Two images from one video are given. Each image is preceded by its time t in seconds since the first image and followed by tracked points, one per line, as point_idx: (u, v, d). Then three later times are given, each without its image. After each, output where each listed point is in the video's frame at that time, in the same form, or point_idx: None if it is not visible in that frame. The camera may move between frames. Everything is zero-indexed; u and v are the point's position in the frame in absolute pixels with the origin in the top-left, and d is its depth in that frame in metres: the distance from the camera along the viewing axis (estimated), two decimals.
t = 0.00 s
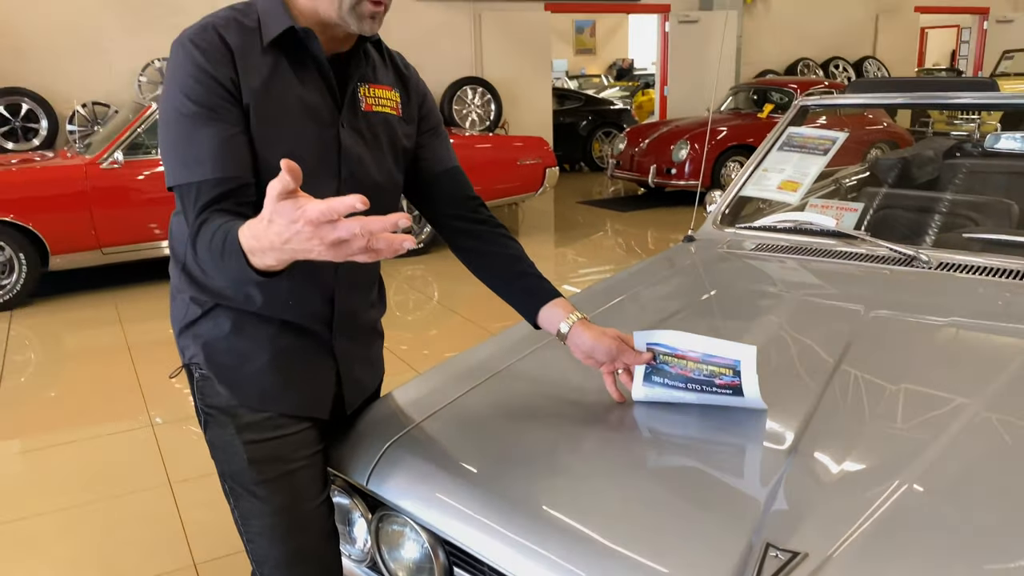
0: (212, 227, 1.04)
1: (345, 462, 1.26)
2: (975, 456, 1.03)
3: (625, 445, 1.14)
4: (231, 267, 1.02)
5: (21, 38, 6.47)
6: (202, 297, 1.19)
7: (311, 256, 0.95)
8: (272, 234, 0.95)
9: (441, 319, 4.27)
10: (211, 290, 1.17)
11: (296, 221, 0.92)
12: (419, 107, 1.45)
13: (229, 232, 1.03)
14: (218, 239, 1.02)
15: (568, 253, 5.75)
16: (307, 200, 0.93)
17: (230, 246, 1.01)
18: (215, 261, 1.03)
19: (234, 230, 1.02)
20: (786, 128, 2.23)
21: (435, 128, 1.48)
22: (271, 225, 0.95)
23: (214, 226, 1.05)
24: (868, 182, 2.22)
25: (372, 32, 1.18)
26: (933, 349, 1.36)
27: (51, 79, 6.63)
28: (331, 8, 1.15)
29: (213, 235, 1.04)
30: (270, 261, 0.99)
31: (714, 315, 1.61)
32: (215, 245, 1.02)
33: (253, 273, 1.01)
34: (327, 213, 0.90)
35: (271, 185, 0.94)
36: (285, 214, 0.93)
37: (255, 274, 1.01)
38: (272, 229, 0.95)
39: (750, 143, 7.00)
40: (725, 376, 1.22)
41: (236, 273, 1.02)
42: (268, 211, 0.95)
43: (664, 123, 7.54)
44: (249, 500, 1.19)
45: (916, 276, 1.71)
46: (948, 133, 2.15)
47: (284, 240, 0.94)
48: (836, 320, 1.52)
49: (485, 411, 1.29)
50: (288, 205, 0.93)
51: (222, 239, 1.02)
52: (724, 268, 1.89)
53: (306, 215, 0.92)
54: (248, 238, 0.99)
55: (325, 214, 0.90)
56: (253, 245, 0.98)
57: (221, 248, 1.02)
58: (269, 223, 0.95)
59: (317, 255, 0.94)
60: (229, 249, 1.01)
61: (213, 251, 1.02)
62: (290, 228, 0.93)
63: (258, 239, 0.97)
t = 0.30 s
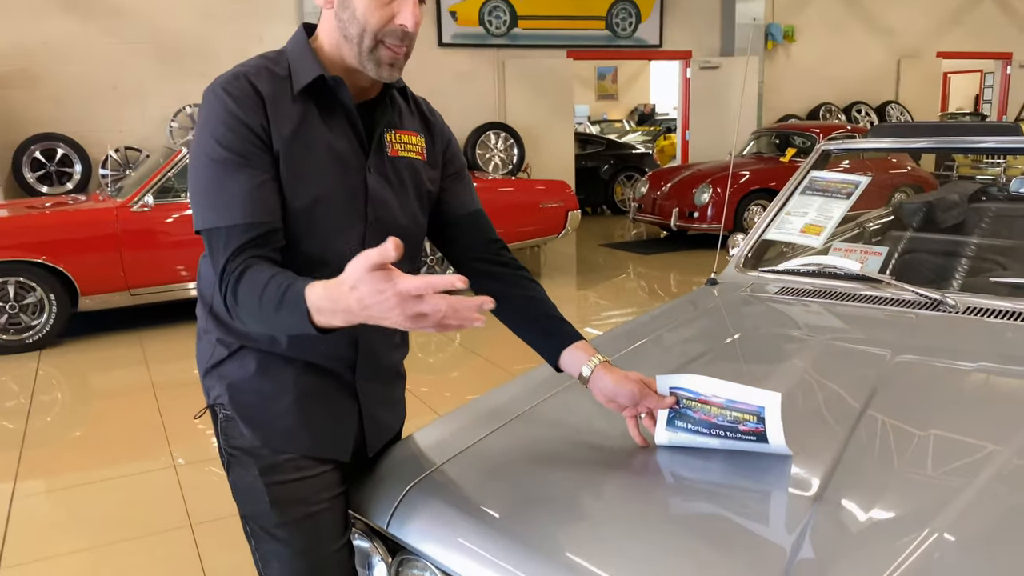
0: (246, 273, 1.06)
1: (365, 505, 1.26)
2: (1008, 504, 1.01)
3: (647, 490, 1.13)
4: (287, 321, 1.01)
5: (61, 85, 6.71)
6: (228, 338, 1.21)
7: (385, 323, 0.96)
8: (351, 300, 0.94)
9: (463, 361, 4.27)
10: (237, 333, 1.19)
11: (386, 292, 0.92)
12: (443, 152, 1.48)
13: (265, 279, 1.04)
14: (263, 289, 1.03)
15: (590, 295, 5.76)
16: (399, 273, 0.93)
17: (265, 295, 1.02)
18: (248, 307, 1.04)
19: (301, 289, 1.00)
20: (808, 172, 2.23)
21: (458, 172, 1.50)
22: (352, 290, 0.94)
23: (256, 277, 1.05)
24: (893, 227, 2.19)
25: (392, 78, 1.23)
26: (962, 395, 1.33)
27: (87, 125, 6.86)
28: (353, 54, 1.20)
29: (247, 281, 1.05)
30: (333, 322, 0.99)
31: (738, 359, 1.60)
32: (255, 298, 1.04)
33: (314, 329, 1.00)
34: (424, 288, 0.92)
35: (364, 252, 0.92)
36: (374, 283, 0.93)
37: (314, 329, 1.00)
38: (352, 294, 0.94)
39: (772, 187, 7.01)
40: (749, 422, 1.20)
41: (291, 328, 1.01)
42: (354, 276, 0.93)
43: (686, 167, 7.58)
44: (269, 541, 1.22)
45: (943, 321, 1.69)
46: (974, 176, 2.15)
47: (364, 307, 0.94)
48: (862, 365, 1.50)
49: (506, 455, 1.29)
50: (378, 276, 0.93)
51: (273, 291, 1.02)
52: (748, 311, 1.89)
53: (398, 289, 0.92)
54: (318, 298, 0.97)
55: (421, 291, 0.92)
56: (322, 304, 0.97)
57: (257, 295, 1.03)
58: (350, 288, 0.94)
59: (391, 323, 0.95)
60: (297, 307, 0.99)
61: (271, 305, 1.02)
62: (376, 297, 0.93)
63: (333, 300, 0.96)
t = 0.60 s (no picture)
0: (271, 301, 1.07)
1: (379, 534, 1.25)
2: None
3: (662, 521, 1.12)
4: (355, 351, 1.05)
5: (84, 117, 6.86)
6: (243, 367, 1.22)
7: (455, 358, 1.07)
8: (445, 329, 1.04)
9: (477, 391, 4.25)
10: (252, 362, 1.20)
11: (483, 329, 1.06)
12: (457, 182, 1.50)
13: (297, 308, 1.06)
14: (300, 319, 1.06)
15: (605, 325, 5.75)
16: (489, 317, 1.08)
17: (305, 325, 1.05)
18: (280, 333, 1.06)
19: (381, 320, 1.06)
20: (822, 203, 2.24)
21: (473, 202, 1.52)
22: (449, 322, 1.05)
23: (298, 308, 1.06)
24: (909, 256, 2.16)
25: (371, 95, 1.23)
26: (982, 427, 1.32)
27: (108, 156, 6.99)
28: (336, 70, 1.25)
29: (271, 308, 1.06)
30: (402, 355, 1.06)
31: (753, 389, 1.59)
32: (310, 322, 1.05)
33: (380, 359, 1.05)
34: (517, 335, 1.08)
35: (478, 292, 1.06)
36: (477, 320, 1.06)
37: (386, 359, 1.05)
38: (447, 325, 1.04)
39: (786, 217, 7.00)
40: (765, 452, 1.20)
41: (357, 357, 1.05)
42: (457, 309, 1.05)
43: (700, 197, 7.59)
44: (283, 571, 1.22)
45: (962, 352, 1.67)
46: (991, 207, 2.09)
47: (455, 337, 1.04)
48: (879, 397, 1.48)
49: (519, 485, 1.28)
50: (477, 313, 1.06)
51: (341, 321, 1.05)
52: (763, 341, 1.88)
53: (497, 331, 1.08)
54: (405, 328, 1.04)
55: (509, 336, 1.09)
56: (407, 336, 1.04)
57: (291, 325, 1.06)
58: (448, 320, 1.05)
59: (467, 358, 1.07)
60: (373, 338, 1.04)
61: (332, 333, 1.05)
62: (473, 331, 1.06)
63: (423, 329, 1.04)
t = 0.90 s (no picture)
0: (275, 313, 1.08)
1: (388, 558, 1.25)
2: None
3: (672, 548, 1.11)
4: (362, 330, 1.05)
5: (99, 144, 6.96)
6: (254, 392, 1.22)
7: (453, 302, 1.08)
8: (437, 272, 1.06)
9: (486, 416, 4.24)
10: (262, 385, 1.20)
11: (468, 261, 1.09)
12: (467, 207, 1.51)
13: (294, 314, 1.07)
14: (299, 323, 1.06)
15: (614, 349, 5.73)
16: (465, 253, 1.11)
17: (306, 327, 1.06)
18: (285, 340, 1.06)
19: (374, 290, 1.06)
20: (832, 227, 2.24)
21: (482, 227, 1.53)
22: (439, 266, 1.06)
23: (292, 313, 1.07)
24: (919, 280, 2.17)
25: (401, 122, 1.26)
26: (995, 452, 1.31)
27: (122, 181, 7.08)
28: (363, 102, 1.26)
29: (278, 322, 1.07)
30: (406, 314, 1.06)
31: (764, 415, 1.57)
32: (308, 320, 1.06)
33: (388, 326, 1.06)
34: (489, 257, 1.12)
35: (451, 228, 1.09)
36: (459, 255, 1.09)
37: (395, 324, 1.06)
38: (437, 270, 1.06)
39: (796, 241, 6.99)
40: (775, 477, 1.19)
41: (360, 334, 1.06)
42: (439, 252, 1.07)
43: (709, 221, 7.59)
44: None
45: (974, 376, 1.66)
46: (1001, 231, 2.05)
47: (449, 280, 1.07)
48: (891, 423, 1.47)
49: (528, 510, 1.27)
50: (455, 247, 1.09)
51: (337, 311, 1.05)
52: (773, 366, 1.87)
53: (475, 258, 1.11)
54: (399, 286, 1.05)
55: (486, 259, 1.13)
56: (404, 292, 1.05)
57: (293, 331, 1.06)
58: (438, 264, 1.06)
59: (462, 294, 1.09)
60: (375, 309, 1.05)
61: (331, 320, 1.05)
62: (461, 265, 1.08)
63: (418, 281, 1.05)
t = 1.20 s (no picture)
0: (270, 336, 1.08)
1: None
2: None
3: (679, 570, 1.10)
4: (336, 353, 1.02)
5: (107, 165, 7.03)
6: (260, 411, 1.23)
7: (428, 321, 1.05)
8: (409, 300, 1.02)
9: (491, 436, 4.23)
10: (269, 405, 1.20)
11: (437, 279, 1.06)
12: (473, 228, 1.52)
13: (282, 337, 1.07)
14: (286, 348, 1.05)
15: (620, 369, 5.71)
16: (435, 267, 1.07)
17: (291, 348, 1.05)
18: (277, 363, 1.06)
19: (347, 319, 1.03)
20: (837, 247, 2.23)
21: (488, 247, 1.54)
22: (408, 292, 1.02)
23: (280, 336, 1.07)
24: (926, 300, 2.16)
25: (411, 147, 1.26)
26: (1004, 474, 1.30)
27: (130, 202, 7.15)
28: (375, 126, 1.27)
29: (269, 345, 1.07)
30: (383, 343, 1.03)
31: (771, 435, 1.57)
32: (292, 343, 1.05)
33: (364, 357, 1.03)
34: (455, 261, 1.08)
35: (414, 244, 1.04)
36: (426, 275, 1.05)
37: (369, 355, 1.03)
38: (407, 297, 1.02)
39: (802, 261, 6.99)
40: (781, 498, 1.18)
41: (336, 364, 1.03)
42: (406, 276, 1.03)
43: (714, 241, 7.59)
44: None
45: (982, 397, 1.66)
46: (1008, 250, 2.06)
47: (422, 303, 1.03)
48: (898, 444, 1.46)
49: (533, 532, 1.27)
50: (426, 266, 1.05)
51: (314, 334, 1.03)
52: (780, 386, 1.86)
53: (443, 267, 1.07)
54: (374, 318, 1.01)
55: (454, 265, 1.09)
56: (377, 325, 1.01)
57: (281, 355, 1.05)
58: (408, 289, 1.03)
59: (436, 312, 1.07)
60: (348, 339, 1.02)
61: (310, 348, 1.03)
62: (431, 285, 1.05)
63: (389, 311, 1.01)
